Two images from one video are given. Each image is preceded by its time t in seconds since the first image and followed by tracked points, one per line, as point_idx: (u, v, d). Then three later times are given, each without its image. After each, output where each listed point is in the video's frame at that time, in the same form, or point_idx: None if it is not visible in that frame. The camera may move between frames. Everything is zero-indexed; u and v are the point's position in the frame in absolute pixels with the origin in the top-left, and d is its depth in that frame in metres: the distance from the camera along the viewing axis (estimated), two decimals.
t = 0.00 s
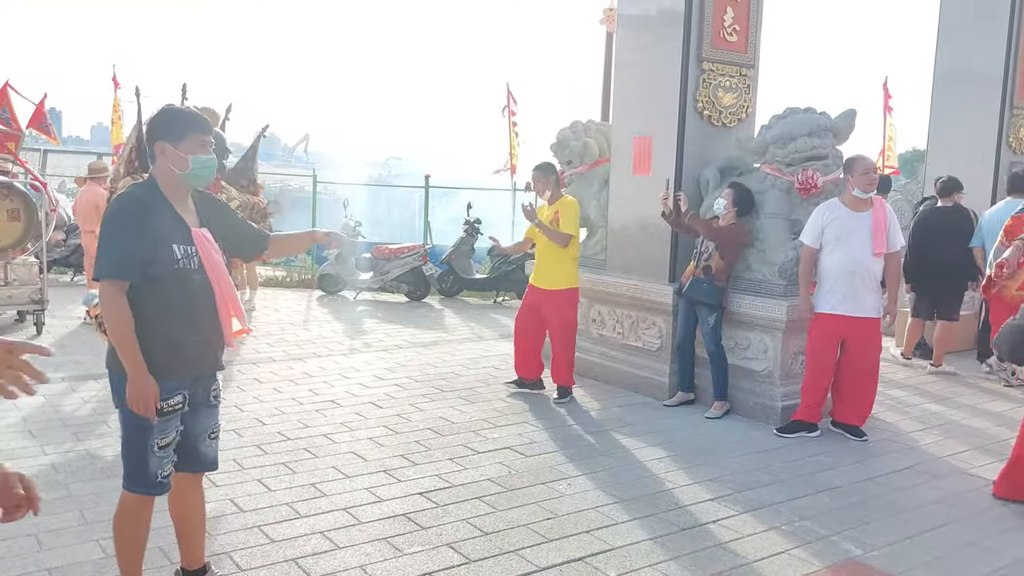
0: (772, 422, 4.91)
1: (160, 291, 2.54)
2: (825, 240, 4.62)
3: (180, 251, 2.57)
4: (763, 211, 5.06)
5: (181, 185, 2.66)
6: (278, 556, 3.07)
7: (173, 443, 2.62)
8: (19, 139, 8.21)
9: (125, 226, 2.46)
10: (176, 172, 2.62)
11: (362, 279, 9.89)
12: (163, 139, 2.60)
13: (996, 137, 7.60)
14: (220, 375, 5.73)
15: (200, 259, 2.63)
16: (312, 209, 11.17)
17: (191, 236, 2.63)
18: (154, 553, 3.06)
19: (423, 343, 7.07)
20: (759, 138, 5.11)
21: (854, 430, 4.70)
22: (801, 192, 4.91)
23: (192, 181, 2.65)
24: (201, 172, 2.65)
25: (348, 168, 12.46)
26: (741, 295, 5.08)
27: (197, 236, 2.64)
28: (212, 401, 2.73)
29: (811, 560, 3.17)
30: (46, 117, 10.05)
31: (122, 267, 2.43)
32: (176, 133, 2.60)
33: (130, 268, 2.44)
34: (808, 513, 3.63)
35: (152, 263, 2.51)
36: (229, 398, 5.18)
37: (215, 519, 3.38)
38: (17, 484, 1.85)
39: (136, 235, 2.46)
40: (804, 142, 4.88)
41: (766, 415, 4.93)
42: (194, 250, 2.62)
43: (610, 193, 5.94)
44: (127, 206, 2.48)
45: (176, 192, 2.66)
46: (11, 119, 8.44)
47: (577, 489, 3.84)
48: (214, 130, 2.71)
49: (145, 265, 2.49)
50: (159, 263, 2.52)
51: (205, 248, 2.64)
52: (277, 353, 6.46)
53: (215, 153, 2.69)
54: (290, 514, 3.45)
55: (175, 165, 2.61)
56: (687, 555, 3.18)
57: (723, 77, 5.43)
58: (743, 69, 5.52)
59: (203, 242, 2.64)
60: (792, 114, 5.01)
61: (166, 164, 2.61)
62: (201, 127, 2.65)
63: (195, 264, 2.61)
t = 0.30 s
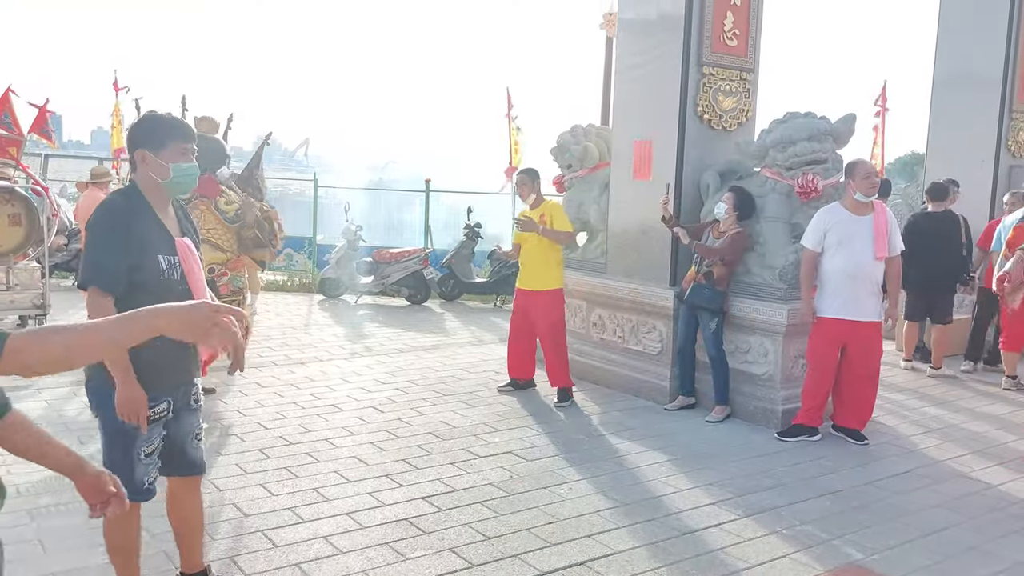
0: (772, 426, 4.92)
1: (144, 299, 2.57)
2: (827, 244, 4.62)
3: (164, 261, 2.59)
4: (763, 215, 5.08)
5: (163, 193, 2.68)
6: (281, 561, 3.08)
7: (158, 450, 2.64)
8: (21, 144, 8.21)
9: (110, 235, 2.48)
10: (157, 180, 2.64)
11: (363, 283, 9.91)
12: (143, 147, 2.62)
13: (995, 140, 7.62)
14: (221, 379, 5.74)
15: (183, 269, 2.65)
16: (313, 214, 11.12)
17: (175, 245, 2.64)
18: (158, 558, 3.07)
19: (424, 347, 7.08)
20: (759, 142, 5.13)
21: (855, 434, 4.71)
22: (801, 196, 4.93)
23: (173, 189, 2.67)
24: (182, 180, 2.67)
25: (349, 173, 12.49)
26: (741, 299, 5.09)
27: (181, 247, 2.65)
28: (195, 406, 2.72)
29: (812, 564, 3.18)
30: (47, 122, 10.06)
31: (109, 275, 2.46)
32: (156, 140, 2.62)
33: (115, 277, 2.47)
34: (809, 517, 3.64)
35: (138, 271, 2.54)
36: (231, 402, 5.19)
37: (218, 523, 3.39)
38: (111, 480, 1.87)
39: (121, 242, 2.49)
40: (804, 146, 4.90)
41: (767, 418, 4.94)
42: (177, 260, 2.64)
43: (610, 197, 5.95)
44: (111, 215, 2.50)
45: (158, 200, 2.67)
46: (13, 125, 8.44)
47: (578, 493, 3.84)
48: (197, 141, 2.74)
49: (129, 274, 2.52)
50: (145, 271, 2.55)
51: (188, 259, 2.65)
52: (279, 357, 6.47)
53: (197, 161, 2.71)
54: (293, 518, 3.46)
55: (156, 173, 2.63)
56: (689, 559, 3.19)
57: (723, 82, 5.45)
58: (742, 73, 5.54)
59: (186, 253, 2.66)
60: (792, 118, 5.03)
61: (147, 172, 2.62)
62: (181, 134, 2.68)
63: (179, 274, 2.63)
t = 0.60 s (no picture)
0: (773, 430, 4.91)
1: (130, 303, 2.58)
2: (829, 248, 4.62)
3: (147, 263, 2.62)
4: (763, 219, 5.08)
5: (136, 196, 2.70)
6: (283, 564, 3.07)
7: (151, 452, 2.63)
8: (23, 149, 8.22)
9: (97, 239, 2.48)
10: (133, 184, 2.66)
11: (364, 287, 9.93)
12: (115, 150, 2.64)
13: (995, 144, 7.64)
14: (222, 383, 5.74)
15: (164, 270, 2.68)
16: (313, 217, 11.11)
17: (154, 247, 2.67)
18: (159, 562, 3.06)
19: (425, 351, 7.09)
20: (760, 146, 5.14)
21: (855, 437, 4.71)
22: (801, 200, 4.93)
23: (148, 191, 2.70)
24: (156, 181, 2.70)
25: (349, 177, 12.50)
26: (742, 303, 5.10)
27: (160, 247, 2.68)
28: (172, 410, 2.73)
29: (813, 568, 3.18)
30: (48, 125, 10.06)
31: (103, 280, 2.46)
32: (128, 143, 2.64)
33: (108, 280, 2.48)
34: (810, 521, 3.63)
35: (127, 275, 2.56)
36: (232, 406, 5.19)
37: (220, 527, 3.39)
38: (190, 493, 2.12)
39: (108, 246, 2.50)
40: (804, 151, 4.91)
41: (768, 422, 4.94)
42: (158, 262, 2.67)
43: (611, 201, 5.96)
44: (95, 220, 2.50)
45: (134, 203, 2.69)
46: (14, 129, 8.44)
47: (579, 497, 3.84)
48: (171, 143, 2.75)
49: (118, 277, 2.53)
50: (132, 275, 2.57)
51: (168, 258, 2.70)
52: (279, 361, 6.47)
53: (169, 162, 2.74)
54: (294, 522, 3.46)
55: (131, 176, 2.65)
56: (690, 563, 3.18)
57: (724, 86, 5.46)
58: (743, 77, 5.55)
59: (165, 253, 2.69)
60: (792, 123, 5.03)
61: (123, 176, 2.64)
62: (152, 135, 2.69)
63: (161, 276, 2.66)
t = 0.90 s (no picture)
0: (776, 433, 4.91)
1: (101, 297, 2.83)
2: (833, 251, 4.62)
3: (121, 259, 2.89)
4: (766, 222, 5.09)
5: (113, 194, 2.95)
6: (286, 567, 3.07)
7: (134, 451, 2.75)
8: (26, 152, 8.23)
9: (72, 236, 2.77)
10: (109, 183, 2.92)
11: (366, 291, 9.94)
12: (95, 151, 2.93)
13: (997, 147, 7.64)
14: (224, 386, 5.74)
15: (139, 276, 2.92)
16: (315, 221, 11.12)
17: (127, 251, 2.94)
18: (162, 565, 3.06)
19: (427, 354, 7.08)
20: (763, 149, 5.14)
21: (859, 441, 4.70)
22: (804, 203, 4.94)
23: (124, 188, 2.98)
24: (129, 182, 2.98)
25: (351, 181, 12.52)
26: (746, 307, 5.08)
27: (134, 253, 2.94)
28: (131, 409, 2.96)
29: (817, 571, 3.17)
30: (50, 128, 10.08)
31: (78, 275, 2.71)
32: (109, 145, 2.92)
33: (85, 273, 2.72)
34: (813, 524, 3.63)
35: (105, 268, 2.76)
36: (235, 409, 5.19)
37: (224, 530, 3.39)
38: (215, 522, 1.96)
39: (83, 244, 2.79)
40: (808, 154, 4.91)
41: (771, 426, 4.93)
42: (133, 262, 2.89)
43: (613, 204, 5.96)
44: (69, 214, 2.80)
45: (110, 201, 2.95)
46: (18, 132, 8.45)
47: (582, 501, 3.84)
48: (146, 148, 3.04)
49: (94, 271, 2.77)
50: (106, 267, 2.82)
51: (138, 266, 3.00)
52: (282, 363, 6.47)
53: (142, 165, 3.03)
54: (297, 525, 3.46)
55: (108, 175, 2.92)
56: (693, 566, 3.18)
57: (726, 89, 5.47)
58: (746, 81, 5.56)
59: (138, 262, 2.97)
60: (795, 126, 5.04)
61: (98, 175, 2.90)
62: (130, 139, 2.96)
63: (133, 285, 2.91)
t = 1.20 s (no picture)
0: (777, 436, 4.91)
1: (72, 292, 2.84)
2: (833, 253, 4.62)
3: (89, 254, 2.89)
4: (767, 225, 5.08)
5: (82, 195, 2.90)
6: (285, 569, 3.07)
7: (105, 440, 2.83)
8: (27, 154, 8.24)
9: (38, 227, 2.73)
10: (79, 185, 2.86)
11: (367, 293, 9.95)
12: (66, 151, 2.82)
13: (998, 150, 7.63)
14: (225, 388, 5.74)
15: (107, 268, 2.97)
16: (317, 223, 11.12)
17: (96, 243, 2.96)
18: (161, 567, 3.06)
19: (428, 356, 7.08)
20: (763, 151, 5.14)
21: (860, 444, 4.70)
22: (805, 206, 4.94)
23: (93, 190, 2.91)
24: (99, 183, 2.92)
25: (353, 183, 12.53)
26: (748, 309, 5.07)
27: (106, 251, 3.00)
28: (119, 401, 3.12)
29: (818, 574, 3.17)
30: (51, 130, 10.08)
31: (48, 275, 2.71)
32: (80, 144, 2.84)
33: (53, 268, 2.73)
34: (814, 526, 3.63)
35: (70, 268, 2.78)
36: (235, 411, 5.19)
37: (224, 532, 3.38)
38: (260, 539, 2.05)
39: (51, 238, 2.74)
40: (808, 156, 4.91)
41: (771, 429, 4.93)
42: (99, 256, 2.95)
43: (613, 206, 5.97)
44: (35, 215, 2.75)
45: (78, 202, 2.90)
46: (19, 134, 8.45)
47: (583, 503, 3.83)
48: (116, 146, 2.95)
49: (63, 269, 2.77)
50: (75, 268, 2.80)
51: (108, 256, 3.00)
52: (282, 366, 6.48)
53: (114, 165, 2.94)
54: (297, 527, 3.46)
55: (77, 177, 2.84)
56: (693, 569, 3.17)
57: (727, 92, 5.47)
58: (746, 83, 5.56)
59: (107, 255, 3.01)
60: (796, 128, 5.03)
61: (69, 177, 2.84)
62: (101, 139, 2.88)
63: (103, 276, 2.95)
